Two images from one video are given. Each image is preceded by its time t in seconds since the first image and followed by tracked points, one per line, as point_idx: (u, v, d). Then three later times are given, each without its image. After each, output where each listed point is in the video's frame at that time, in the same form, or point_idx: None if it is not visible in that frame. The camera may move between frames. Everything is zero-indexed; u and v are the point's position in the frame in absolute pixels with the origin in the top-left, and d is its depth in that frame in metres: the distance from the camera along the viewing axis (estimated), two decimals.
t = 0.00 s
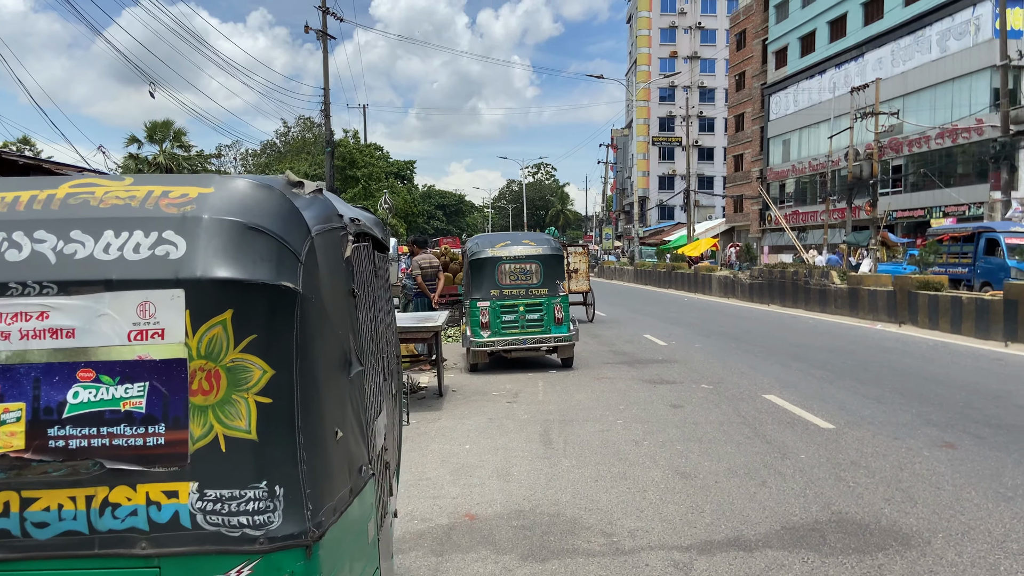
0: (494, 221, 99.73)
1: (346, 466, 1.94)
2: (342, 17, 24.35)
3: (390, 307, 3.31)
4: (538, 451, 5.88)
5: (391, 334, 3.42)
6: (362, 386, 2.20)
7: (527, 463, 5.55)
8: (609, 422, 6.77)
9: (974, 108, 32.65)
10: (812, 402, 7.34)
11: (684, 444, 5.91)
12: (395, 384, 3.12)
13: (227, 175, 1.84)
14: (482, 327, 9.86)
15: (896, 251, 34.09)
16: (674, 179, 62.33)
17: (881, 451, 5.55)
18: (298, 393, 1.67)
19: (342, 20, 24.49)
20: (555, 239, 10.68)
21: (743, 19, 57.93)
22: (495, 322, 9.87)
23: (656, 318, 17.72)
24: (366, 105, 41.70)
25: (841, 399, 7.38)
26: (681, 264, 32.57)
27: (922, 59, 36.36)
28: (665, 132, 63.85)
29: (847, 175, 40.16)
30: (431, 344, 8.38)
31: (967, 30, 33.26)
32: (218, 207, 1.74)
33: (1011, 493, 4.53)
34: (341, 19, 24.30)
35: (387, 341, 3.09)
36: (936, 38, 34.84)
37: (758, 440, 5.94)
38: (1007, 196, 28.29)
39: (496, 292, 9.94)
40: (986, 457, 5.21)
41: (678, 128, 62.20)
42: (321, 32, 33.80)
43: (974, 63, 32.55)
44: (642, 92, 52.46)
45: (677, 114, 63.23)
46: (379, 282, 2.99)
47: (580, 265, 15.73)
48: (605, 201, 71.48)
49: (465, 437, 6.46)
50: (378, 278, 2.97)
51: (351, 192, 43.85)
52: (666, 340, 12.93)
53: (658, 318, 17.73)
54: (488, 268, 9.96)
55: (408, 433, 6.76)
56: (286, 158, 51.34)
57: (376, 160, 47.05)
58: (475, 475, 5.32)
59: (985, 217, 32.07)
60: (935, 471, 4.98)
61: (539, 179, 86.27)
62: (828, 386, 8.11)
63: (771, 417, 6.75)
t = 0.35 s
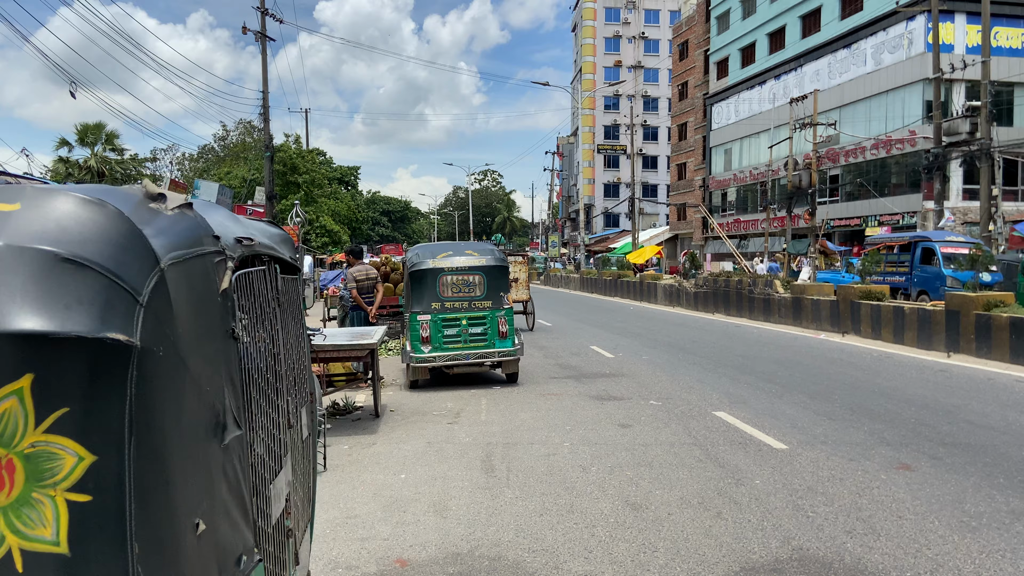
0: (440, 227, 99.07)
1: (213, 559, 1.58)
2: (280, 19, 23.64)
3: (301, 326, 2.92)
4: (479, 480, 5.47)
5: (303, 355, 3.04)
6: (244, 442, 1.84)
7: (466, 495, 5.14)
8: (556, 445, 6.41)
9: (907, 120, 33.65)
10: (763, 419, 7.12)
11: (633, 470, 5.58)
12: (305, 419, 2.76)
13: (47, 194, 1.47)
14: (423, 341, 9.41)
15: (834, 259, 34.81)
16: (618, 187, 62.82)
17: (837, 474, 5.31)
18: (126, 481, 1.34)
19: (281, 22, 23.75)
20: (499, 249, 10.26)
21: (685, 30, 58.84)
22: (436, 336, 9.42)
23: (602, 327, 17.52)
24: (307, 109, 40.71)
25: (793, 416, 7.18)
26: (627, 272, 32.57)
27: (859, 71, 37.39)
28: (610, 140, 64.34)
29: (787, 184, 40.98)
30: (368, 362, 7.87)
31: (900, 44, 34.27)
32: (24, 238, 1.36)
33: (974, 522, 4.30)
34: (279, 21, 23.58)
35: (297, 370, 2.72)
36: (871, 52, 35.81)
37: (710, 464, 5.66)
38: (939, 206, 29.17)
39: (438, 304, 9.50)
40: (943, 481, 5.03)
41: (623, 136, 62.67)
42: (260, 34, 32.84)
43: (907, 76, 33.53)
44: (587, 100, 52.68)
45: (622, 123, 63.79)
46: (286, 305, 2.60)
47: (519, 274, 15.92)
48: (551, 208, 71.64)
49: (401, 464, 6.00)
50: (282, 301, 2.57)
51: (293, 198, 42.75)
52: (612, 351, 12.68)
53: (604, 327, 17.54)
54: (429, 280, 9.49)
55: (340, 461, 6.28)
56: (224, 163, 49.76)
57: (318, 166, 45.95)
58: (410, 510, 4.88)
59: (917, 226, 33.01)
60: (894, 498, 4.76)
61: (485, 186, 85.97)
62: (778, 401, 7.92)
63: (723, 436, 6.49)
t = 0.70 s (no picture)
0: (392, 233, 97.99)
1: None
2: (227, 19, 23.29)
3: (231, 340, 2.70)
4: (435, 503, 5.03)
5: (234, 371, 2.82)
6: (126, 498, 1.68)
7: (420, 520, 4.70)
8: (515, 461, 6.01)
9: (853, 128, 34.35)
10: (730, 429, 6.84)
11: (601, 488, 5.21)
12: (234, 446, 2.54)
13: None
14: (373, 351, 8.90)
15: (783, 265, 35.29)
16: (571, 193, 63.00)
17: (814, 491, 5.03)
18: None
19: (227, 20, 23.31)
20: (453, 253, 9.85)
21: (637, 38, 59.35)
22: (387, 345, 8.93)
23: (557, 334, 17.25)
24: (254, 110, 39.64)
25: (761, 426, 6.92)
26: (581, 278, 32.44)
27: (805, 80, 38.10)
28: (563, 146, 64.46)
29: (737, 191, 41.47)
30: (314, 373, 7.29)
31: (846, 54, 35.00)
32: None
33: (965, 543, 4.04)
34: (225, 20, 23.19)
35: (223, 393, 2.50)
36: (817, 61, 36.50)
37: (681, 480, 5.33)
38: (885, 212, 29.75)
39: (389, 312, 9.00)
40: (924, 496, 4.78)
41: (575, 142, 62.80)
42: (205, 33, 31.79)
43: (853, 85, 34.21)
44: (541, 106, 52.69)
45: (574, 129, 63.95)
46: (208, 324, 2.37)
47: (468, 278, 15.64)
48: (504, 214, 71.47)
49: (350, 487, 5.53)
50: (201, 314, 2.36)
51: (240, 203, 41.60)
52: (570, 359, 12.36)
53: (558, 334, 17.28)
54: (380, 285, 8.98)
55: (282, 483, 5.77)
56: (167, 166, 48.15)
57: (265, 170, 44.73)
58: (357, 539, 4.42)
59: (863, 232, 33.64)
60: (877, 516, 4.49)
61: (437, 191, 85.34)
62: (744, 411, 7.67)
63: (691, 449, 6.18)
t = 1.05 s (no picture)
0: (348, 239, 96.72)
1: None
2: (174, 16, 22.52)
3: (127, 369, 2.47)
4: (386, 530, 4.61)
5: (132, 400, 2.60)
6: None
7: (371, 549, 4.28)
8: (474, 480, 5.61)
9: (806, 136, 34.85)
10: (698, 442, 6.56)
11: (566, 509, 4.86)
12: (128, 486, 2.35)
13: None
14: (323, 361, 8.42)
15: (739, 271, 35.59)
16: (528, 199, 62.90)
17: (792, 509, 4.75)
18: None
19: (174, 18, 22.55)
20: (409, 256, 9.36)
21: (593, 45, 59.61)
22: (338, 355, 8.46)
23: (515, 341, 16.91)
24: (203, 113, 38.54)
25: (730, 437, 6.65)
26: (539, 284, 32.19)
27: (759, 88, 38.56)
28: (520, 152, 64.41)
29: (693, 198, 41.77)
30: (257, 387, 6.81)
31: (798, 63, 35.52)
32: None
33: (957, 566, 3.78)
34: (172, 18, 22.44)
35: (113, 430, 2.28)
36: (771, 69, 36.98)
37: (651, 499, 5.00)
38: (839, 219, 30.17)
39: (340, 319, 8.51)
40: (906, 514, 4.53)
41: (532, 148, 62.74)
42: (151, 33, 30.78)
43: (806, 93, 34.71)
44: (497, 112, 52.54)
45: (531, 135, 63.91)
46: (94, 352, 2.15)
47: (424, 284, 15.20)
48: (462, 220, 71.03)
49: (293, 512, 5.06)
50: (92, 334, 2.16)
51: (189, 207, 40.43)
52: (530, 366, 12.00)
53: (517, 341, 16.94)
54: (330, 292, 8.49)
55: (218, 509, 5.29)
56: (113, 169, 46.61)
57: (216, 174, 43.60)
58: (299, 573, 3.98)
59: (816, 239, 34.12)
60: (861, 537, 4.21)
61: (394, 197, 84.52)
62: (711, 421, 7.41)
63: (659, 463, 5.86)
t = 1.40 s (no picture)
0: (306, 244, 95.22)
1: None
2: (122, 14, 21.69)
3: None
4: (332, 571, 4.15)
5: None
6: None
7: None
8: (433, 508, 5.17)
9: (765, 144, 35.11)
10: (670, 461, 6.22)
11: (533, 543, 4.45)
12: None
13: None
14: (272, 376, 7.89)
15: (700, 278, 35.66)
16: (490, 205, 62.56)
17: (775, 539, 4.41)
18: None
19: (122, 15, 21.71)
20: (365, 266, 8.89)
21: (555, 51, 59.52)
22: (288, 370, 7.94)
23: (477, 350, 16.47)
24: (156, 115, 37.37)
25: (704, 456, 6.32)
26: (501, 290, 31.81)
27: (719, 96, 38.78)
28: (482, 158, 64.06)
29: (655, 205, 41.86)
30: (196, 407, 6.27)
31: (757, 71, 35.81)
32: None
33: None
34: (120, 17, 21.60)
35: None
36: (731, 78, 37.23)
37: (623, 529, 4.61)
38: (798, 226, 30.38)
39: (291, 331, 8.00)
40: (898, 545, 4.22)
41: (493, 154, 62.43)
42: (100, 32, 29.69)
43: (765, 101, 34.98)
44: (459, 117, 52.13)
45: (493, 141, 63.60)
46: None
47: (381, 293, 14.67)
48: (423, 225, 70.37)
49: (230, 550, 4.56)
50: None
51: (141, 212, 39.18)
52: (493, 378, 11.56)
53: (479, 350, 16.50)
54: (280, 302, 7.98)
55: (148, 546, 4.77)
56: (60, 173, 44.97)
57: (169, 178, 42.36)
58: None
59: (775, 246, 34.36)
60: (852, 572, 3.88)
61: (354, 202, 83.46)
62: (683, 438, 7.07)
63: (631, 487, 5.49)
